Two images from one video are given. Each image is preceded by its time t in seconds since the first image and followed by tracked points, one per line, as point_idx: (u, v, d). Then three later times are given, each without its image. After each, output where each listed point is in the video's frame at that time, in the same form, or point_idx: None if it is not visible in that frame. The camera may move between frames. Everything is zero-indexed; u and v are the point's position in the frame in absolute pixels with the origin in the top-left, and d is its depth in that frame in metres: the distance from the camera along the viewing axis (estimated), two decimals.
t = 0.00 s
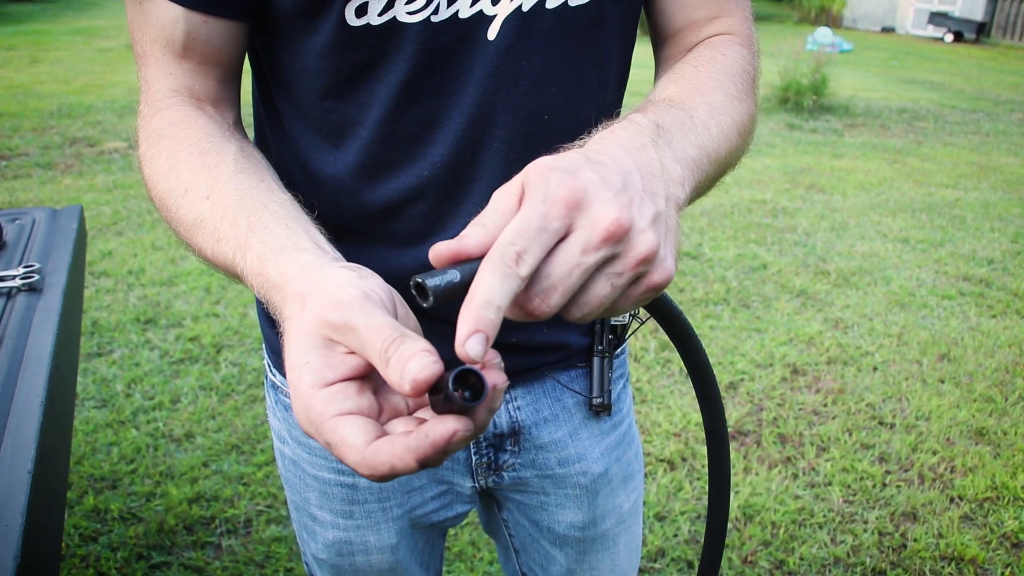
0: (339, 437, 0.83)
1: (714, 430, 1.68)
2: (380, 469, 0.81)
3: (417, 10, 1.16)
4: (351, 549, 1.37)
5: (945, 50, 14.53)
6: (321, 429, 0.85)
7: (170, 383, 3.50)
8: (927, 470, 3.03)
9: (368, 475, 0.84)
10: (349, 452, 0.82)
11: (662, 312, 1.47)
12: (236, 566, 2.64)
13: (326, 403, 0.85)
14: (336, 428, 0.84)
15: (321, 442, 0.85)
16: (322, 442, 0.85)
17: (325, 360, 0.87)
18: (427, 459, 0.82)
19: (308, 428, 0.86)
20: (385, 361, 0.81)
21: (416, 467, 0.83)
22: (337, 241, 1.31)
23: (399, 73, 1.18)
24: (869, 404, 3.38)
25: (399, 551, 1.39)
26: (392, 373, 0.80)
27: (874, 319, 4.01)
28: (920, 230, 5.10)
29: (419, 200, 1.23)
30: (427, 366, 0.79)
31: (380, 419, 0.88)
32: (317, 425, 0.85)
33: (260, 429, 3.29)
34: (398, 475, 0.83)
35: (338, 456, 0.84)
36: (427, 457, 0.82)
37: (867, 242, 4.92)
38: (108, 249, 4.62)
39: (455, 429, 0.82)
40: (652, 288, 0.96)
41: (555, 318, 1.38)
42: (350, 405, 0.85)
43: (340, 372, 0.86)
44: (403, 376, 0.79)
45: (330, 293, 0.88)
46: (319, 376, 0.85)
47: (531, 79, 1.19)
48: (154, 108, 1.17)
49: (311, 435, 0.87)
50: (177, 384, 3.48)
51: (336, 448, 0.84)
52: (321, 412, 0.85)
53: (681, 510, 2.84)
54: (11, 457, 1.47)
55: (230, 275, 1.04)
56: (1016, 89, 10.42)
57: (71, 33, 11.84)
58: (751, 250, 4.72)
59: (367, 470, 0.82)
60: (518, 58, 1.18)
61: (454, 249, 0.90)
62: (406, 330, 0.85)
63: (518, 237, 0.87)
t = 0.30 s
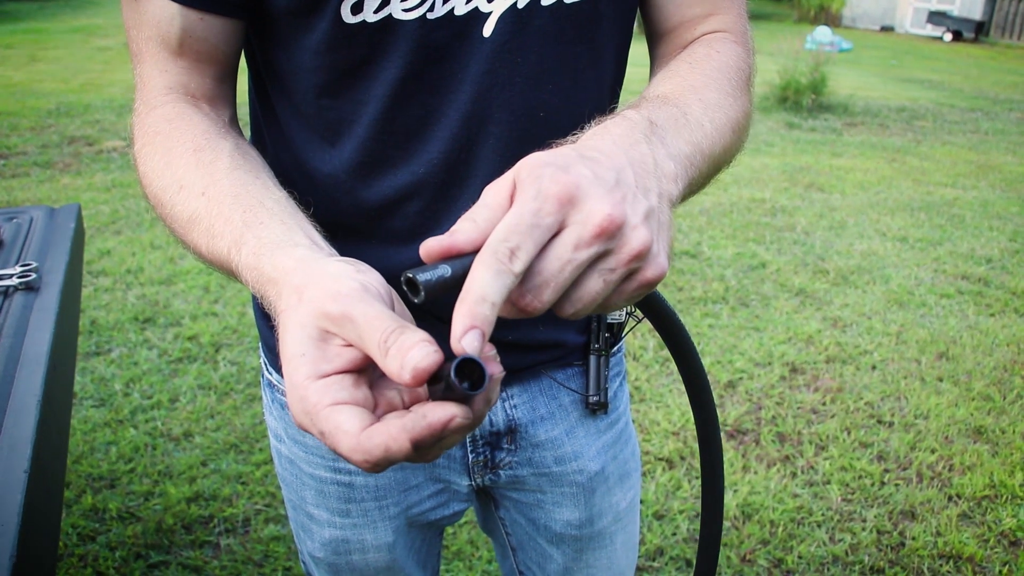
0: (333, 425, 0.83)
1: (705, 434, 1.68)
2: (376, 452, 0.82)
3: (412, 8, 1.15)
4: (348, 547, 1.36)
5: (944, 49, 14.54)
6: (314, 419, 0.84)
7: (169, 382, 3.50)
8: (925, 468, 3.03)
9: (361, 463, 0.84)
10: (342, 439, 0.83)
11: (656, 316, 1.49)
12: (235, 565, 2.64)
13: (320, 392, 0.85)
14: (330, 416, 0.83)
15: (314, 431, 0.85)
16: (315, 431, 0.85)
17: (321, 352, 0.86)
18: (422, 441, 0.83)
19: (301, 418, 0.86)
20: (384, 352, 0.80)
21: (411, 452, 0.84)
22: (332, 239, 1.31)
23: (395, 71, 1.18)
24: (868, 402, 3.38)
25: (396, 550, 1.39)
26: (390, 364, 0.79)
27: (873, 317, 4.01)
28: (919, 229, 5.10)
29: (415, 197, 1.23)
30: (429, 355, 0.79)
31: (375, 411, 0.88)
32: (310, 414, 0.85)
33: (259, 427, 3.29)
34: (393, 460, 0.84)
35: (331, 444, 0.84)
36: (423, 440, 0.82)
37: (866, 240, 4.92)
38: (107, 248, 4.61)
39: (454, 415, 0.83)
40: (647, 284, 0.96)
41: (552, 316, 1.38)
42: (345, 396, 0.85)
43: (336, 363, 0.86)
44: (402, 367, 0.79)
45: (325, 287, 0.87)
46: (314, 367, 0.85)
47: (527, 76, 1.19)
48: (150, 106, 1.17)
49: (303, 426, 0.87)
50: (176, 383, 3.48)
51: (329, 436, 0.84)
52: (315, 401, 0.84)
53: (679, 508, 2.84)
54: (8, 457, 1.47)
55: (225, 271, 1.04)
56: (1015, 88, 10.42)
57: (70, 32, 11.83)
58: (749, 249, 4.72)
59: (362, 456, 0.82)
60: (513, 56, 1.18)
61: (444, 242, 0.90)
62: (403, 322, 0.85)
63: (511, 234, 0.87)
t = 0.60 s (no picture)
0: (343, 418, 0.82)
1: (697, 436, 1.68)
2: (387, 444, 0.80)
3: (410, 9, 1.15)
4: (345, 548, 1.36)
5: (942, 48, 14.55)
6: (321, 414, 0.83)
7: (167, 382, 3.50)
8: (924, 467, 3.03)
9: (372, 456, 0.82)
10: (353, 431, 0.81)
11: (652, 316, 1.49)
12: (233, 566, 2.64)
13: (327, 386, 0.84)
14: (339, 409, 0.82)
15: (322, 427, 0.84)
16: (323, 426, 0.84)
17: (325, 348, 0.86)
18: (435, 432, 0.82)
19: (308, 415, 0.85)
20: (394, 339, 0.80)
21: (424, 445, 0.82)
22: (329, 240, 1.31)
23: (392, 71, 1.17)
24: (866, 401, 3.38)
25: (394, 550, 1.39)
26: (401, 353, 0.79)
27: (871, 317, 4.01)
28: (917, 228, 5.10)
29: (414, 197, 1.23)
30: (439, 341, 0.79)
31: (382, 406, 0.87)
32: (318, 409, 0.84)
33: (257, 428, 3.28)
34: (406, 453, 0.82)
35: (341, 438, 0.83)
36: (436, 428, 0.81)
37: (864, 240, 4.92)
38: (105, 248, 4.61)
39: (466, 404, 0.81)
40: (650, 281, 0.96)
41: (549, 317, 1.38)
42: (353, 389, 0.84)
43: (341, 359, 0.85)
44: (414, 353, 0.78)
45: (327, 283, 0.87)
46: (320, 361, 0.85)
47: (525, 76, 1.19)
48: (146, 108, 1.17)
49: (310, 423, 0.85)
50: (174, 384, 3.48)
51: (339, 429, 0.82)
52: (322, 395, 0.83)
53: (678, 508, 2.84)
54: (5, 458, 1.47)
55: (224, 272, 1.04)
56: (1013, 87, 10.42)
57: (68, 32, 11.81)
58: (748, 249, 4.72)
59: (374, 447, 0.81)
60: (511, 56, 1.18)
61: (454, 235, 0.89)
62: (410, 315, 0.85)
63: (522, 227, 0.87)
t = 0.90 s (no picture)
0: (349, 416, 0.82)
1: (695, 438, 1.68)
2: (393, 443, 0.81)
3: (414, 8, 1.16)
4: (345, 546, 1.37)
5: (941, 49, 14.56)
6: (327, 412, 0.84)
7: (167, 381, 3.50)
8: (922, 468, 3.04)
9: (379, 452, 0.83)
10: (360, 429, 0.81)
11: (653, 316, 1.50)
12: (232, 564, 2.65)
13: (332, 384, 0.84)
14: (345, 406, 0.83)
15: (328, 425, 0.84)
16: (330, 424, 0.84)
17: (331, 344, 0.86)
18: (441, 429, 0.82)
19: (314, 414, 0.85)
20: (402, 333, 0.81)
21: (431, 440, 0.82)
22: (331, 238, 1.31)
23: (395, 71, 1.18)
24: (865, 401, 3.39)
25: (393, 549, 1.39)
26: (413, 340, 0.80)
27: (870, 317, 4.02)
28: (915, 229, 5.11)
29: (417, 196, 1.23)
30: (449, 328, 0.80)
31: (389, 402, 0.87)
32: (324, 407, 0.84)
33: (257, 427, 3.29)
34: (413, 450, 0.82)
35: (347, 436, 0.83)
36: (442, 425, 0.81)
37: (863, 240, 4.93)
38: (105, 247, 4.61)
39: (470, 397, 0.82)
40: (662, 279, 0.98)
41: (549, 316, 1.38)
42: (358, 386, 0.84)
43: (346, 355, 0.85)
44: (427, 339, 0.79)
45: (331, 279, 0.87)
46: (325, 357, 0.85)
47: (528, 75, 1.20)
48: (149, 106, 1.17)
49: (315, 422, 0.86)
50: (174, 382, 3.48)
51: (346, 428, 0.82)
52: (328, 393, 0.84)
53: (676, 507, 2.85)
54: (5, 457, 1.47)
55: (229, 271, 1.04)
56: (1011, 88, 10.43)
57: (67, 31, 11.80)
58: (746, 249, 4.72)
59: (382, 444, 0.81)
60: (514, 55, 1.19)
61: (481, 221, 0.89)
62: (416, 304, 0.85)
63: (548, 216, 0.88)
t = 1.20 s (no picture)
0: (339, 396, 0.79)
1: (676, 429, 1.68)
2: (386, 420, 0.77)
3: (421, 3, 1.18)
4: (345, 543, 1.37)
5: (940, 48, 14.55)
6: (317, 393, 0.81)
7: (167, 380, 3.50)
8: (921, 466, 3.04)
9: (375, 432, 0.79)
10: (352, 408, 0.78)
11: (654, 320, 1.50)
12: (232, 563, 2.65)
13: (321, 366, 0.81)
14: (336, 386, 0.80)
15: (319, 409, 0.81)
16: (320, 407, 0.81)
17: (319, 329, 0.83)
18: (439, 404, 0.76)
19: (305, 400, 0.83)
20: (385, 307, 0.78)
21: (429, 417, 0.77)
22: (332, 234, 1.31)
23: (403, 65, 1.20)
24: (864, 401, 3.39)
25: (394, 546, 1.39)
26: (397, 320, 0.76)
27: (869, 316, 4.02)
28: (915, 228, 5.11)
29: (423, 189, 1.25)
30: (433, 301, 0.76)
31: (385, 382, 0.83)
32: (314, 391, 0.81)
33: (256, 425, 3.29)
34: (411, 427, 0.78)
35: (340, 418, 0.80)
36: (440, 400, 0.75)
37: (862, 239, 4.93)
38: (105, 246, 4.62)
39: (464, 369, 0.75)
40: (677, 291, 1.04)
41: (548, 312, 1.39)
42: (348, 366, 0.81)
43: (334, 338, 0.83)
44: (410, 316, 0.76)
45: (316, 263, 0.85)
46: (312, 341, 0.82)
47: (535, 70, 1.23)
48: (148, 101, 1.16)
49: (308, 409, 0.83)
50: (173, 381, 3.49)
51: (337, 408, 0.79)
52: (317, 375, 0.81)
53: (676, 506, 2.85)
54: (5, 455, 1.47)
55: (222, 264, 1.02)
56: (1011, 87, 10.43)
57: (67, 30, 11.79)
58: (746, 248, 4.73)
59: (375, 422, 0.77)
60: (523, 49, 1.22)
61: (521, 230, 0.94)
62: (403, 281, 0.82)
63: (586, 238, 0.93)
